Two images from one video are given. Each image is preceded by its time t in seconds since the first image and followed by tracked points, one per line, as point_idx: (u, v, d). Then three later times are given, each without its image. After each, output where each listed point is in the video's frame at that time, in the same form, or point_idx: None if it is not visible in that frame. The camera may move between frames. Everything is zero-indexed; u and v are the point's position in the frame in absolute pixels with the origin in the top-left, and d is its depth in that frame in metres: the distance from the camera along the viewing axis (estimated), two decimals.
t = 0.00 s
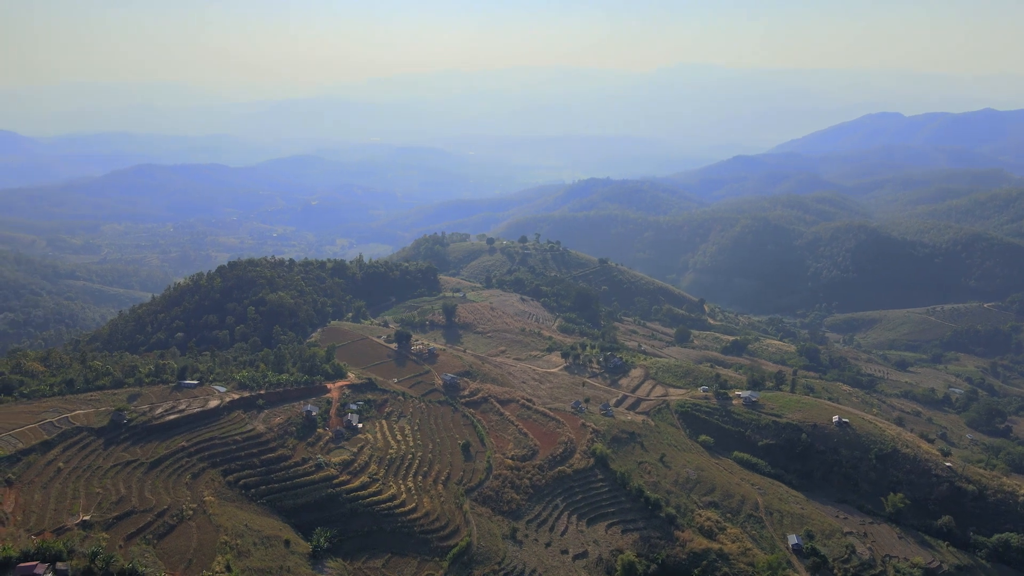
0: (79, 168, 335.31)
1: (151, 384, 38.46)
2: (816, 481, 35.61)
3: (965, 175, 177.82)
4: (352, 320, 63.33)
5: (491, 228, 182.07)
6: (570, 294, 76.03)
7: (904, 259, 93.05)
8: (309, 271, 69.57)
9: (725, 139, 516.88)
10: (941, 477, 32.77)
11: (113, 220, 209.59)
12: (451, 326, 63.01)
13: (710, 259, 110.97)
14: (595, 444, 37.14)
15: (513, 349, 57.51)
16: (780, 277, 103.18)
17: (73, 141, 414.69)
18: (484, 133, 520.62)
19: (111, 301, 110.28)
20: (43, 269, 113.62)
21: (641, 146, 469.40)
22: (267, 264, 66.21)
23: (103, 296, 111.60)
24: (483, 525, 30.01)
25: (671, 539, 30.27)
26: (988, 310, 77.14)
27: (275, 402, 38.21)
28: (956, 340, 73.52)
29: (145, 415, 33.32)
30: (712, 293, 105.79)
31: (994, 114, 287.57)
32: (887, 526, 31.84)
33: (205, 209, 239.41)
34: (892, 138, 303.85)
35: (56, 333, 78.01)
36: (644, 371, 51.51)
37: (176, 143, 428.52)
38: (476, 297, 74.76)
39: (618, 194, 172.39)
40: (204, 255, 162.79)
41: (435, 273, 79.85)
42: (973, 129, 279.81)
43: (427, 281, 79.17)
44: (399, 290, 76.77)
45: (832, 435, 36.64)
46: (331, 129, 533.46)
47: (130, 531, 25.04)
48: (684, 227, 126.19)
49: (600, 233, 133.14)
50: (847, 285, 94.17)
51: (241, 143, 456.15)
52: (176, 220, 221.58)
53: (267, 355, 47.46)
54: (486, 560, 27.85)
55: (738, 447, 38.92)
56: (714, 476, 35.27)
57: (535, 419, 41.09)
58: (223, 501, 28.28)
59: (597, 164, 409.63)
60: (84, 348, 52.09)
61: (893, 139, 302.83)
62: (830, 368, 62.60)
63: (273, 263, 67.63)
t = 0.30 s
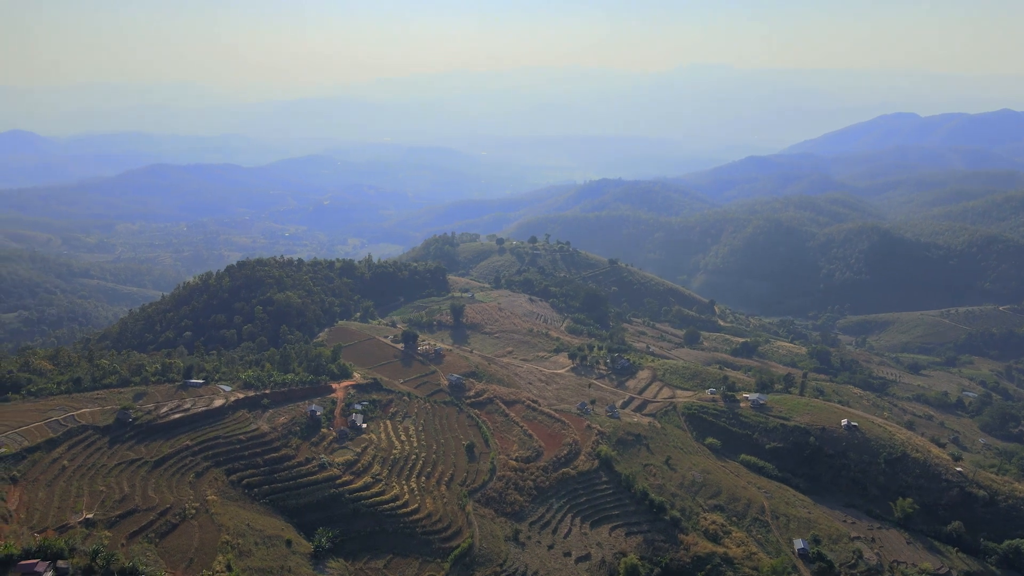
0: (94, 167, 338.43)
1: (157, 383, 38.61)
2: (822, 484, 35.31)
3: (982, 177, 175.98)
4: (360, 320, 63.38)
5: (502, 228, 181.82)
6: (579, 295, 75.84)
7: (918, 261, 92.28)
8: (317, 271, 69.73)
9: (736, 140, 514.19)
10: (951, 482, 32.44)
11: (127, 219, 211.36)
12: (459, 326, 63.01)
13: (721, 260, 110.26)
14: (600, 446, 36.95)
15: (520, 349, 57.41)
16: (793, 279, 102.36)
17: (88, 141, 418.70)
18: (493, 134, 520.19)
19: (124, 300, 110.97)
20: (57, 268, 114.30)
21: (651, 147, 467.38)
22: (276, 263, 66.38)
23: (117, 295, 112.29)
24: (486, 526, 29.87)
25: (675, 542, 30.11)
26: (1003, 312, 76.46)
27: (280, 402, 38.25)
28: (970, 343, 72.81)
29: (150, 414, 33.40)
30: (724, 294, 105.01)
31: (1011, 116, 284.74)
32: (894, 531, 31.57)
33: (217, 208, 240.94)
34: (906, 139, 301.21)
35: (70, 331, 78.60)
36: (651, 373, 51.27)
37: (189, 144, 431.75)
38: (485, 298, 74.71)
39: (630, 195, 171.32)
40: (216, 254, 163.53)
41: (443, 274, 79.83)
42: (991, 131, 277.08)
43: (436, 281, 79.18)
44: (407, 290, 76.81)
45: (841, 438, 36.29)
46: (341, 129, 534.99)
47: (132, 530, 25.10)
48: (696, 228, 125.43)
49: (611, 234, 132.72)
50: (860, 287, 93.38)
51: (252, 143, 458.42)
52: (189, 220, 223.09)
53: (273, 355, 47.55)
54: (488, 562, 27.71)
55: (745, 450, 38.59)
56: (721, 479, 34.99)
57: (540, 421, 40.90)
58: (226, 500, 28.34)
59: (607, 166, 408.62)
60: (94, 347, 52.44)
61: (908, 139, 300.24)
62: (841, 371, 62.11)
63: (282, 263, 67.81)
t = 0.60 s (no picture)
0: (110, 167, 342.13)
1: (163, 382, 38.76)
2: (830, 488, 35.01)
3: (1000, 178, 174.04)
4: (368, 320, 63.40)
5: (514, 229, 181.75)
6: (588, 296, 75.57)
7: (932, 263, 91.42)
8: (326, 271, 69.83)
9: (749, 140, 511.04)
10: (963, 487, 32.08)
11: (141, 217, 213.07)
12: (467, 326, 62.94)
13: (734, 262, 109.60)
14: (605, 448, 36.73)
15: (528, 350, 57.24)
16: (806, 281, 101.52)
17: (103, 141, 423.06)
18: (502, 134, 519.82)
19: (138, 299, 111.69)
20: (72, 266, 114.84)
21: (662, 146, 465.40)
22: (285, 263, 66.51)
23: (131, 294, 112.65)
24: (488, 528, 29.74)
25: (679, 546, 29.94)
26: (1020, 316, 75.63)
27: (284, 401, 38.22)
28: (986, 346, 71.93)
29: (155, 413, 33.50)
30: (737, 296, 104.40)
31: None
32: (901, 537, 31.29)
33: (229, 207, 242.38)
34: (921, 140, 298.25)
35: (83, 329, 79.17)
36: (659, 374, 50.92)
37: (202, 144, 435.15)
38: (494, 298, 74.54)
39: (643, 196, 170.08)
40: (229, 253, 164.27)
41: (452, 274, 79.80)
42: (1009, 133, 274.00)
43: (444, 281, 79.12)
44: (416, 289, 76.79)
45: (850, 442, 35.94)
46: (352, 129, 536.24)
47: (134, 528, 25.17)
48: (708, 229, 124.66)
49: (622, 235, 132.28)
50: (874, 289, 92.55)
51: (263, 142, 460.70)
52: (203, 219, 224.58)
53: (279, 354, 47.60)
54: (490, 564, 27.63)
55: (752, 453, 38.33)
56: (727, 482, 34.71)
57: (546, 422, 40.74)
58: (229, 498, 28.39)
59: (617, 167, 407.63)
60: (104, 345, 52.77)
61: (924, 140, 297.44)
62: (852, 374, 61.55)
63: (291, 262, 67.95)
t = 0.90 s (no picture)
0: (125, 167, 345.80)
1: (170, 381, 38.97)
2: (837, 493, 34.77)
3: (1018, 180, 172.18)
4: (376, 320, 63.48)
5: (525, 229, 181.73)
6: (597, 297, 75.37)
7: (946, 266, 90.75)
8: (335, 270, 70.05)
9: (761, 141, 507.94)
10: (974, 493, 31.74)
11: (155, 217, 214.94)
12: (475, 327, 62.94)
13: (746, 263, 109.06)
14: (610, 450, 36.56)
15: (535, 351, 57.13)
16: (819, 282, 100.78)
17: (118, 141, 427.29)
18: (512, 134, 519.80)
19: (152, 297, 112.55)
20: (87, 265, 115.67)
21: (672, 146, 463.53)
22: (294, 262, 66.74)
23: (144, 293, 113.31)
24: (491, 530, 29.69)
25: (683, 549, 29.81)
26: None
27: (289, 401, 38.30)
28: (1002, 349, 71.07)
29: (161, 411, 33.67)
30: (749, 298, 103.89)
31: None
32: (908, 542, 31.03)
33: (241, 207, 243.77)
34: (935, 142, 295.77)
35: (97, 327, 79.83)
36: (666, 376, 50.65)
37: (215, 144, 438.38)
38: (502, 299, 74.49)
39: (654, 197, 169.49)
40: (241, 253, 165.06)
41: (461, 274, 79.87)
42: None
43: (453, 281, 79.16)
44: (425, 290, 76.87)
45: (858, 446, 35.64)
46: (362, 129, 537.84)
47: (137, 526, 25.29)
48: (719, 231, 124.16)
49: (634, 235, 131.90)
50: (888, 291, 91.77)
51: (275, 142, 463.12)
52: (217, 218, 226.28)
53: (285, 353, 47.71)
54: (491, 565, 27.58)
55: (760, 456, 38.11)
56: (733, 485, 34.48)
57: (552, 423, 40.64)
58: (231, 498, 28.48)
59: (626, 168, 406.75)
60: (114, 343, 53.16)
61: (941, 141, 294.65)
62: (864, 377, 61.12)
63: (300, 262, 68.18)
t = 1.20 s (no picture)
0: (140, 167, 349.05)
1: (177, 379, 39.17)
2: (845, 497, 34.44)
3: None
4: (385, 319, 63.56)
5: (538, 230, 181.68)
6: (607, 298, 75.11)
7: (961, 268, 89.79)
8: (345, 270, 70.27)
9: (774, 142, 504.79)
10: (985, 498, 31.41)
11: (170, 216, 216.87)
12: (484, 327, 62.89)
13: (759, 264, 108.44)
14: (616, 452, 36.38)
15: (543, 352, 57.01)
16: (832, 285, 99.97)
17: (132, 141, 431.18)
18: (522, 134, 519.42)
19: (166, 296, 113.35)
20: (102, 263, 116.68)
21: (684, 146, 461.15)
22: (304, 262, 66.95)
23: (159, 291, 114.07)
24: (494, 531, 29.58)
25: (688, 553, 29.69)
26: None
27: (295, 400, 38.37)
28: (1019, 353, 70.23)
29: (167, 409, 33.80)
30: (762, 300, 103.32)
31: None
32: (916, 548, 30.70)
33: (254, 206, 245.39)
34: (953, 142, 292.32)
35: (112, 325, 80.48)
36: (675, 377, 50.35)
37: (228, 145, 441.60)
38: (512, 299, 74.42)
39: (668, 197, 168.56)
40: (255, 252, 165.83)
41: (471, 274, 79.89)
42: None
43: (463, 281, 79.15)
44: (435, 289, 76.92)
45: (868, 450, 35.29)
46: (373, 129, 539.51)
47: (141, 523, 25.36)
48: (731, 232, 123.43)
49: (645, 236, 131.45)
50: (903, 293, 90.85)
51: (286, 142, 465.37)
52: (231, 217, 227.93)
53: (293, 353, 47.86)
54: (494, 566, 27.51)
55: (768, 460, 37.83)
56: (740, 488, 34.22)
57: (558, 425, 40.48)
58: (235, 496, 28.57)
59: (637, 168, 405.45)
60: (125, 341, 53.55)
61: (959, 141, 291.52)
62: (876, 380, 60.56)
63: (310, 262, 68.40)
